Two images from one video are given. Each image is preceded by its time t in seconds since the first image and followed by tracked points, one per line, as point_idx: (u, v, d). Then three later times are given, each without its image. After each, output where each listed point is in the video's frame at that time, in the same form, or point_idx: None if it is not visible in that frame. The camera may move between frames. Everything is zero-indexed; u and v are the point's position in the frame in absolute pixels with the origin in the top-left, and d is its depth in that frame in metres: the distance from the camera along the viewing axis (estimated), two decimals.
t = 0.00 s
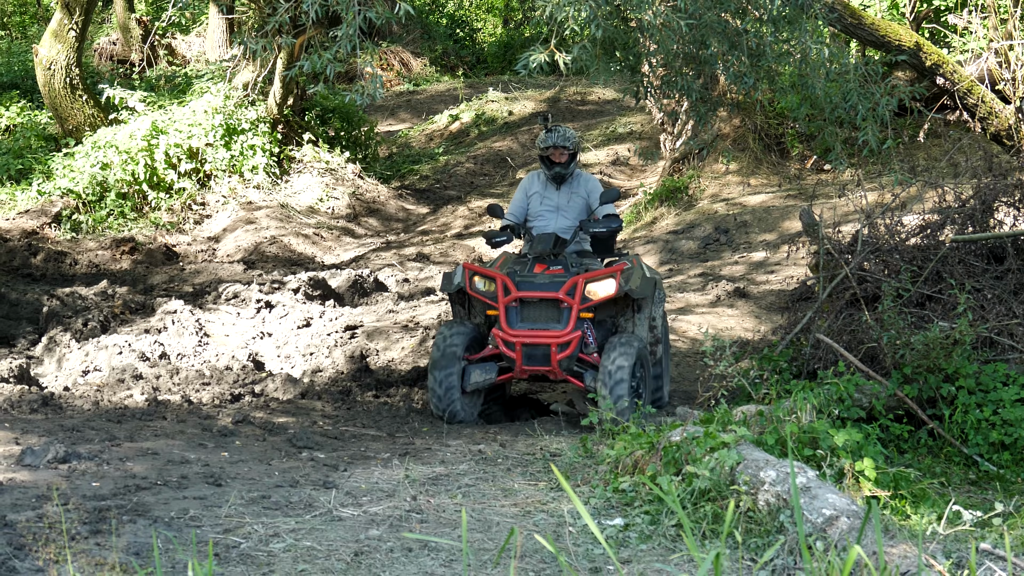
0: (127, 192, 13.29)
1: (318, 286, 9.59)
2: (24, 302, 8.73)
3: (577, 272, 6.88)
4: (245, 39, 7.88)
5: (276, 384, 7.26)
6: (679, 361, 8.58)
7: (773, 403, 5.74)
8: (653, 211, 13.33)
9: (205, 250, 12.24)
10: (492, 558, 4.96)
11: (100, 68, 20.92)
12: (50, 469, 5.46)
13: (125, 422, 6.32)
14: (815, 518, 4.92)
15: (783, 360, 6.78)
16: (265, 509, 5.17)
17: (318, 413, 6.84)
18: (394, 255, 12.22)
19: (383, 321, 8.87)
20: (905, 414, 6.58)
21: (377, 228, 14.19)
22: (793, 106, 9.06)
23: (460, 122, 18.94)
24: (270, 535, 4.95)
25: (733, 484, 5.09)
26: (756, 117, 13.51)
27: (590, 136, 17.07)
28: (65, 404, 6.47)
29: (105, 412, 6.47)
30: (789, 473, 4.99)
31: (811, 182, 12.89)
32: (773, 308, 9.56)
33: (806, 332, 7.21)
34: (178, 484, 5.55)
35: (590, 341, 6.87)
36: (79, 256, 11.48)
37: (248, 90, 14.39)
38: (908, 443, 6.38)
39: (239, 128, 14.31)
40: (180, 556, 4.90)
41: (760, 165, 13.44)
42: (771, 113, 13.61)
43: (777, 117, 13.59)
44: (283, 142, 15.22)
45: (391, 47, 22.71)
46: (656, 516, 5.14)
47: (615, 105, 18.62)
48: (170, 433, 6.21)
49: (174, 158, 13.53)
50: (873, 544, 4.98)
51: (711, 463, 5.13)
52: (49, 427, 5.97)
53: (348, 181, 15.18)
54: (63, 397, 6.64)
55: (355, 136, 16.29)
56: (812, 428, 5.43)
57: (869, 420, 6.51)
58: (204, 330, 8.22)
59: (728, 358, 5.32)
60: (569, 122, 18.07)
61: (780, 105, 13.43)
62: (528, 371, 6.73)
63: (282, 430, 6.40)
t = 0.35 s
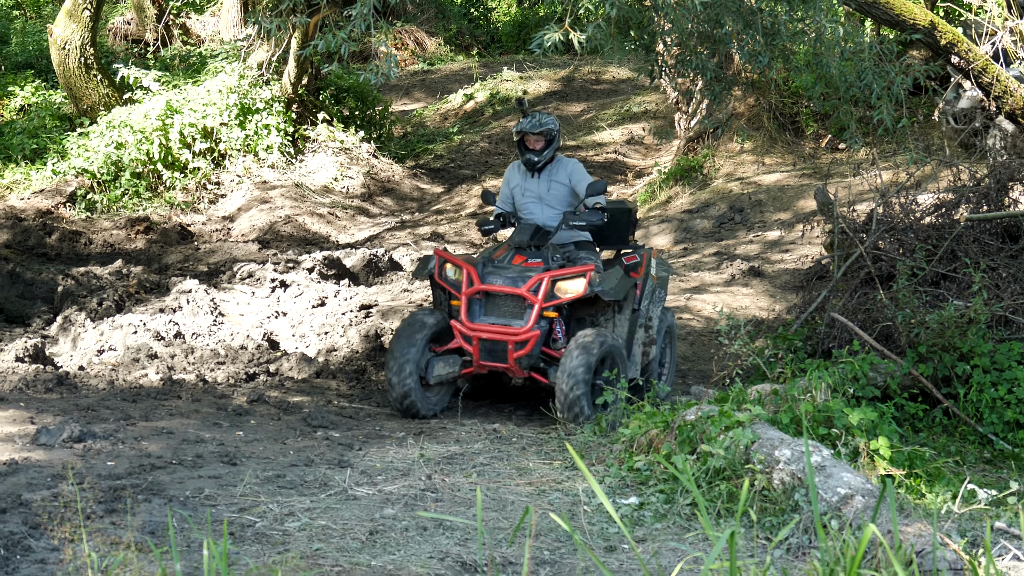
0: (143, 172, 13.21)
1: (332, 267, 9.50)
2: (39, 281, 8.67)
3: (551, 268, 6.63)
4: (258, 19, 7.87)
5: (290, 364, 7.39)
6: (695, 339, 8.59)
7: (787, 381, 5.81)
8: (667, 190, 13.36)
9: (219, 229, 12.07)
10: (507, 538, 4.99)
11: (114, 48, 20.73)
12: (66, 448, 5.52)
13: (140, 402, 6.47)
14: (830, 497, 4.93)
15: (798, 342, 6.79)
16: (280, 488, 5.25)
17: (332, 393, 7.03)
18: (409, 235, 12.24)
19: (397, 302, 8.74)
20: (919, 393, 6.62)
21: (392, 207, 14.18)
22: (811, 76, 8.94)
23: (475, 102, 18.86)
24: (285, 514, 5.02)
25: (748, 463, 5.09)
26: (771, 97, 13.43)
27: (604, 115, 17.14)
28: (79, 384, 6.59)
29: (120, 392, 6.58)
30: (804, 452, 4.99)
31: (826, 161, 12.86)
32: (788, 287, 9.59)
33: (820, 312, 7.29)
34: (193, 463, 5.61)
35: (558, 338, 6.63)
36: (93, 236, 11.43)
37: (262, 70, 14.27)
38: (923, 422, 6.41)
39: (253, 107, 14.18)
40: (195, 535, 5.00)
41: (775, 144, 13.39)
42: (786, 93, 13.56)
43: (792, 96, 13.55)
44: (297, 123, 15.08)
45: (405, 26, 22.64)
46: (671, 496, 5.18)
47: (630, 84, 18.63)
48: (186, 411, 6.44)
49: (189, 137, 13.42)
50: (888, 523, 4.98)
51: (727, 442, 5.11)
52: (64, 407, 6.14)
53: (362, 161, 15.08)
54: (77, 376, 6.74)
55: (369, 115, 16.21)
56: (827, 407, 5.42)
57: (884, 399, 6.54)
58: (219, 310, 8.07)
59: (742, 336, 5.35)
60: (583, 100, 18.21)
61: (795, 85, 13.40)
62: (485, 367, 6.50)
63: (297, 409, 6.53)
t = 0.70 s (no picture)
0: (171, 149, 13.14)
1: (361, 243, 9.52)
2: (68, 259, 8.50)
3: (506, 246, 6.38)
4: None
5: (319, 341, 7.51)
6: (724, 314, 8.59)
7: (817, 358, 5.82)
8: (696, 167, 13.27)
9: (247, 207, 12.11)
10: (535, 514, 5.03)
11: (142, 24, 20.26)
12: (96, 424, 5.59)
13: (169, 378, 6.60)
14: (859, 473, 4.93)
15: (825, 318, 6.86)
16: (309, 466, 5.34)
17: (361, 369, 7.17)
18: (439, 212, 12.19)
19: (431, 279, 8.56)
20: (948, 370, 6.70)
21: (420, 183, 13.95)
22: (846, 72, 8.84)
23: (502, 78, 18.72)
24: (315, 491, 5.09)
25: (777, 440, 5.10)
26: (799, 73, 13.45)
27: (632, 92, 17.09)
28: (108, 360, 6.67)
29: (150, 368, 6.73)
30: (833, 429, 4.99)
31: (855, 139, 12.94)
32: (817, 263, 9.56)
33: (850, 288, 7.28)
34: (222, 440, 5.70)
35: (508, 319, 6.45)
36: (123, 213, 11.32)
37: (290, 48, 14.37)
38: (951, 399, 6.50)
39: (282, 85, 14.20)
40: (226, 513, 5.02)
41: (803, 120, 13.67)
42: (815, 69, 13.53)
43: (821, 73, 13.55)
44: (325, 100, 14.96)
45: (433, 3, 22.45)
46: (700, 473, 5.19)
47: (657, 61, 18.51)
48: (216, 386, 6.42)
49: (217, 115, 13.38)
50: (917, 499, 4.98)
51: (755, 419, 5.13)
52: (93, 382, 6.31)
53: (390, 138, 14.88)
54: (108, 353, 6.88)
55: (398, 92, 16.34)
56: (856, 383, 5.43)
57: (913, 375, 6.61)
58: (248, 289, 8.22)
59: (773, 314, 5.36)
60: (611, 77, 18.16)
61: (823, 62, 13.30)
62: (427, 344, 6.35)
63: (325, 386, 6.70)
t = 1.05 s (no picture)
0: (242, 130, 13.29)
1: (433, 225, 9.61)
2: (139, 240, 8.82)
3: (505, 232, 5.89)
4: None
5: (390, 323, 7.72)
6: (795, 297, 8.64)
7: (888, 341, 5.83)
8: (767, 148, 13.32)
9: (319, 188, 12.13)
10: (606, 497, 5.06)
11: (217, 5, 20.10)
12: (167, 405, 5.81)
13: (241, 359, 6.87)
14: (931, 456, 4.92)
15: (898, 300, 6.79)
16: (379, 447, 5.47)
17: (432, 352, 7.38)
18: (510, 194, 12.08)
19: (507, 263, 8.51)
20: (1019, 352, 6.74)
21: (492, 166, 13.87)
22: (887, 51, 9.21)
23: (573, 61, 18.73)
24: (386, 473, 5.20)
25: (849, 423, 5.12)
26: (868, 55, 13.36)
27: (701, 74, 17.09)
28: (180, 342, 7.02)
29: (221, 349, 7.00)
30: (905, 411, 4.99)
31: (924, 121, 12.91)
32: (888, 245, 9.54)
33: (921, 271, 7.15)
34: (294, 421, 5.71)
35: (514, 308, 6.00)
36: (194, 194, 11.42)
37: (360, 29, 14.24)
38: None
39: (353, 66, 14.06)
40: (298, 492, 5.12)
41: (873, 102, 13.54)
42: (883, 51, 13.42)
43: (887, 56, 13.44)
44: (396, 81, 14.71)
45: None
46: (772, 454, 5.24)
47: (728, 43, 18.44)
48: (286, 368, 6.69)
49: (288, 97, 13.49)
50: (990, 482, 4.94)
51: (826, 401, 5.17)
52: (166, 364, 6.53)
53: (461, 120, 14.44)
54: (179, 334, 7.17)
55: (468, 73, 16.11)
56: (927, 365, 5.45)
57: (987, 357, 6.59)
58: (319, 270, 8.50)
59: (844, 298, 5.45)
60: (682, 59, 18.19)
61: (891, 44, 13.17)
62: (434, 341, 5.86)
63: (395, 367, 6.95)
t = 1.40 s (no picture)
0: (309, 119, 13.23)
1: (498, 213, 9.62)
2: (205, 228, 8.95)
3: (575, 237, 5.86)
4: None
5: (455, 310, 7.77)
6: (861, 287, 8.63)
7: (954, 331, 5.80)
8: (834, 138, 12.91)
9: (384, 176, 11.87)
10: (671, 486, 5.09)
11: None
12: (231, 393, 5.90)
13: (306, 347, 7.00)
14: (996, 446, 4.87)
15: (964, 289, 6.56)
16: (444, 436, 5.55)
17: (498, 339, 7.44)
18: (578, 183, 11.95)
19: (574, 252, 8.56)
20: None
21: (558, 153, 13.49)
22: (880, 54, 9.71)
23: (639, 50, 18.55)
24: (451, 461, 5.28)
25: (914, 412, 5.13)
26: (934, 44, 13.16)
27: (768, 63, 16.84)
28: (245, 329, 7.12)
29: (286, 337, 7.11)
30: (971, 401, 4.98)
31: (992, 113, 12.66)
32: (955, 235, 9.44)
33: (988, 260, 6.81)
34: (358, 409, 5.86)
35: (588, 315, 5.89)
36: (260, 182, 11.26)
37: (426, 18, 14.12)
38: None
39: (419, 55, 13.90)
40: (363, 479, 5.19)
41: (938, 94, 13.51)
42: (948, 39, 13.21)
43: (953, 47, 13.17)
44: (462, 70, 14.56)
45: None
46: (837, 444, 5.29)
47: (795, 32, 18.22)
48: (352, 357, 6.81)
49: (354, 85, 13.33)
50: None
51: (892, 391, 5.19)
52: (232, 353, 6.62)
53: (526, 109, 14.20)
54: (244, 322, 7.26)
55: (534, 63, 15.78)
56: (993, 355, 5.45)
57: None
58: (385, 258, 8.53)
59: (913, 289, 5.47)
60: (748, 48, 17.90)
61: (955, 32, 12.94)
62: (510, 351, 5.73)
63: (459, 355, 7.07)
